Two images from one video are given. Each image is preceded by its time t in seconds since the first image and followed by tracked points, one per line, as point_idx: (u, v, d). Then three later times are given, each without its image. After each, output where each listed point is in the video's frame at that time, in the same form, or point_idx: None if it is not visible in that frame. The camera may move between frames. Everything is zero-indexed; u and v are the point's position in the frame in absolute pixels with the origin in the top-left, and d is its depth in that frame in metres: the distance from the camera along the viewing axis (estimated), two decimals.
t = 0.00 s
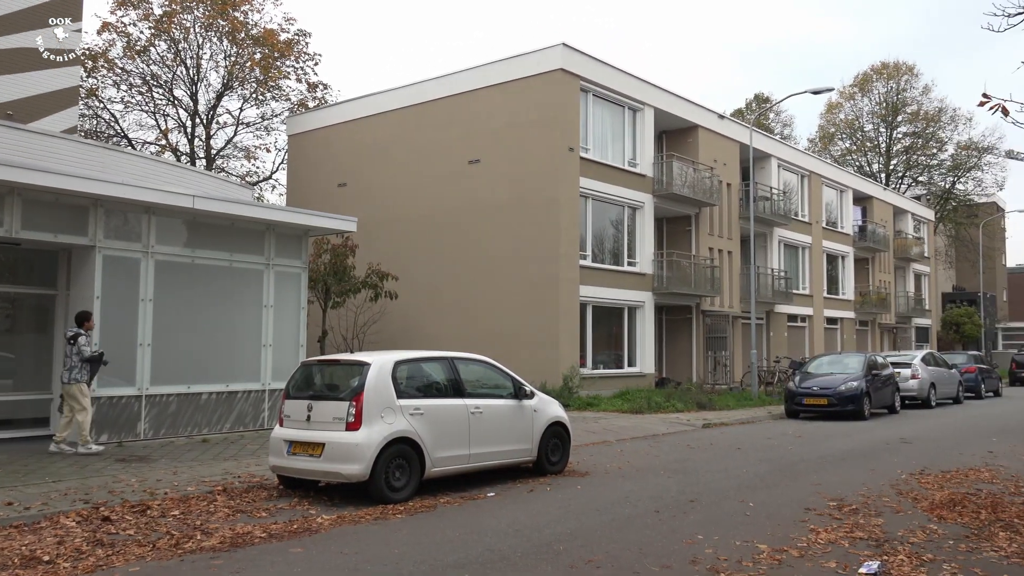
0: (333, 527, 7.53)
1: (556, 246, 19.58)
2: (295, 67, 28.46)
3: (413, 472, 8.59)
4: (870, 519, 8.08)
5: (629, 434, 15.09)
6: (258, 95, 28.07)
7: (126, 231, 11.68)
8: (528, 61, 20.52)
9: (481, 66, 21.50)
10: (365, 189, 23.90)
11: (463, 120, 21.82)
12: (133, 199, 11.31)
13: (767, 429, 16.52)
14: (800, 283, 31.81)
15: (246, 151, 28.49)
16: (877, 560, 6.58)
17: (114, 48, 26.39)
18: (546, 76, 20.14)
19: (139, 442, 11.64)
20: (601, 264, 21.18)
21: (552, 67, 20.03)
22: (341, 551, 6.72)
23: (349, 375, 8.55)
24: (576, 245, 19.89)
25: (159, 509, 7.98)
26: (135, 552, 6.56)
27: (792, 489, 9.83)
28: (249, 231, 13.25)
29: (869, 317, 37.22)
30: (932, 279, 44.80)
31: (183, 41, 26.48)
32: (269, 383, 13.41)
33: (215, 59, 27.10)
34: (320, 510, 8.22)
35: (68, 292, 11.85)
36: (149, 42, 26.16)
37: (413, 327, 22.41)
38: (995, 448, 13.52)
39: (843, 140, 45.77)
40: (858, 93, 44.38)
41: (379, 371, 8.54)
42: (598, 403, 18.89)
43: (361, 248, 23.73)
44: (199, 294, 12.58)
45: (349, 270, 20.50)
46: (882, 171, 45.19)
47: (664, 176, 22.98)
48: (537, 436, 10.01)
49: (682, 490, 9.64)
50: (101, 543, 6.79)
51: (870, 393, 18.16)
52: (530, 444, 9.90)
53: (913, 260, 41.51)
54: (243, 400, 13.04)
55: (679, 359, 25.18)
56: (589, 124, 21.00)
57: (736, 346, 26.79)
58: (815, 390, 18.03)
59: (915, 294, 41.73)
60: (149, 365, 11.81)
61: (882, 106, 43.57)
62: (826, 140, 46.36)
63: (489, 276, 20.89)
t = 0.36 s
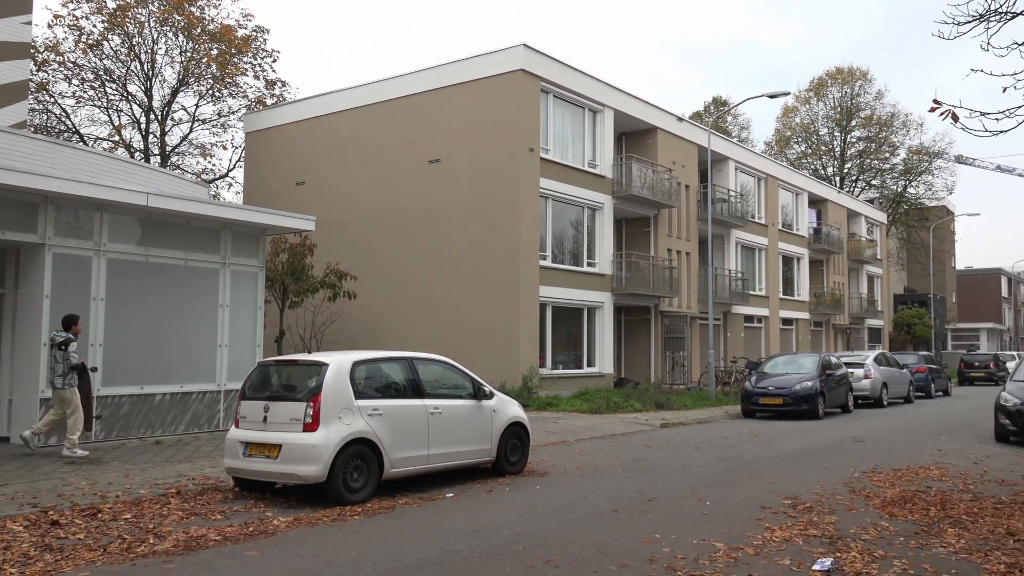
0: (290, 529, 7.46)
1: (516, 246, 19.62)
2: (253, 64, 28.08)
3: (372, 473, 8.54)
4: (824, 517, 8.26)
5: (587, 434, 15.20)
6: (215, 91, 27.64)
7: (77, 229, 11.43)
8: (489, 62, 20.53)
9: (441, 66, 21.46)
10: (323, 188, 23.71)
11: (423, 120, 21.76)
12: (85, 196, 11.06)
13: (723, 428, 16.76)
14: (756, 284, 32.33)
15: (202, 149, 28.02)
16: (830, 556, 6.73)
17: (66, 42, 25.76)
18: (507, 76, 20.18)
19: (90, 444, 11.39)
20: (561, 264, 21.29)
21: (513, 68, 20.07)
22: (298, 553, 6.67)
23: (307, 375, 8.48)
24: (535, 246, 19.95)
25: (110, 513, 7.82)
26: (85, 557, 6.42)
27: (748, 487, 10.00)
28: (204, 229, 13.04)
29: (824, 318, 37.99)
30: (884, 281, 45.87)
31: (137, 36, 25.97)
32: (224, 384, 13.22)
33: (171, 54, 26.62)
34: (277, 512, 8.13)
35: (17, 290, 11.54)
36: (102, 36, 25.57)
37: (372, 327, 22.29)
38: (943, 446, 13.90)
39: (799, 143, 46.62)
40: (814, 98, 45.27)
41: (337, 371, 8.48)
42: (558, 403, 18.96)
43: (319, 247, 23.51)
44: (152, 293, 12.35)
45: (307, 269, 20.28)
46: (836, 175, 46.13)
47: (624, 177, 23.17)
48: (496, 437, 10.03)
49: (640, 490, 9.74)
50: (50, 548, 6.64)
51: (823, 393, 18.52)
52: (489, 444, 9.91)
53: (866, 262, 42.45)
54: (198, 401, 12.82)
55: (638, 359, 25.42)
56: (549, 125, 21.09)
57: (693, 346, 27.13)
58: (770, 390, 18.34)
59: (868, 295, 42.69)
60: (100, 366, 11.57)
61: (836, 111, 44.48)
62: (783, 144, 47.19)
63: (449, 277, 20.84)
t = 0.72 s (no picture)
0: (242, 531, 7.38)
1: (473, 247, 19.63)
2: (206, 59, 27.61)
3: (326, 474, 8.49)
4: (775, 515, 8.43)
5: (543, 433, 15.28)
6: (167, 87, 27.11)
7: (22, 226, 11.13)
8: (446, 61, 20.50)
9: (398, 65, 21.36)
10: (278, 186, 23.43)
11: (379, 118, 21.63)
12: (31, 193, 10.77)
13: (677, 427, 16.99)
14: (710, 284, 32.80)
15: (153, 145, 27.45)
16: (781, 554, 6.88)
17: (11, 34, 25.00)
18: (464, 76, 20.18)
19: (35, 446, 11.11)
20: (517, 264, 21.35)
21: (470, 67, 20.07)
22: (250, 556, 6.59)
23: (260, 375, 8.38)
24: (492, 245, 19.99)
25: (55, 516, 7.64)
26: (30, 562, 6.27)
27: (701, 486, 10.16)
28: (155, 227, 12.79)
29: (775, 318, 38.71)
30: (834, 282, 46.89)
31: (86, 29, 25.33)
32: (176, 384, 12.98)
33: (121, 48, 26.03)
34: (229, 515, 8.03)
35: None
36: (49, 28, 24.88)
37: (327, 327, 22.09)
38: (889, 444, 14.28)
39: (752, 146, 47.41)
40: (767, 101, 46.10)
41: (291, 372, 8.40)
42: (513, 403, 19.00)
43: (273, 245, 23.22)
44: (101, 292, 12.08)
45: (261, 269, 20.00)
46: (788, 178, 47.01)
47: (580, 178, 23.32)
48: (452, 437, 10.04)
49: (595, 489, 9.83)
50: None
51: (775, 392, 18.88)
52: (445, 444, 9.91)
53: (816, 263, 43.38)
54: (148, 402, 12.58)
55: (593, 360, 25.62)
56: (506, 126, 21.13)
57: (648, 346, 27.43)
58: (724, 390, 18.63)
59: (818, 296, 43.61)
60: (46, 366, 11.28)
61: (789, 115, 45.35)
62: (737, 147, 47.95)
63: (405, 276, 20.78)
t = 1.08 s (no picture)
0: (189, 535, 7.26)
1: (426, 247, 19.58)
2: (154, 54, 27.03)
3: (275, 476, 8.40)
4: (724, 513, 8.60)
5: (495, 434, 15.33)
6: (113, 81, 26.46)
7: None
8: (399, 60, 20.41)
9: (351, 62, 21.18)
10: (228, 184, 23.08)
11: (331, 117, 21.45)
12: None
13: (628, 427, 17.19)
14: (662, 286, 33.23)
15: (98, 140, 26.77)
16: (729, 551, 7.03)
17: None
18: (418, 75, 20.12)
19: None
20: (470, 264, 21.35)
21: (424, 66, 20.03)
22: (197, 559, 6.50)
23: (208, 376, 8.26)
24: (445, 245, 19.96)
25: None
26: None
27: (651, 485, 10.31)
28: (99, 225, 12.49)
29: (725, 319, 39.42)
30: (782, 284, 47.89)
31: (28, 20, 24.58)
32: (121, 385, 12.68)
33: (65, 41, 25.32)
34: (175, 518, 7.90)
35: None
36: None
37: (277, 326, 21.83)
38: (833, 443, 14.66)
39: (703, 149, 48.15)
40: (718, 105, 46.88)
41: (240, 372, 8.30)
42: (466, 404, 19.00)
43: (222, 244, 22.86)
44: (42, 291, 11.76)
45: (210, 268, 19.66)
46: (738, 181, 47.87)
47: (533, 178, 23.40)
48: (404, 438, 10.01)
49: (546, 489, 9.90)
50: None
51: (724, 392, 19.22)
52: (397, 445, 9.88)
53: (765, 265, 44.28)
54: (91, 403, 12.28)
55: (546, 360, 25.76)
56: (460, 125, 21.12)
57: (600, 346, 27.68)
58: (674, 390, 18.90)
59: (767, 298, 44.49)
60: None
61: (739, 119, 46.23)
62: (688, 150, 48.65)
63: (357, 276, 20.62)
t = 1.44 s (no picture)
0: (133, 539, 7.12)
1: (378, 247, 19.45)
2: (98, 47, 26.37)
3: (222, 479, 8.27)
4: (673, 512, 8.75)
5: (447, 434, 15.33)
6: (55, 75, 25.73)
7: None
8: (351, 58, 20.27)
9: (302, 59, 20.95)
10: (174, 182, 22.64)
11: (281, 115, 21.19)
12: None
13: (579, 427, 17.34)
14: (613, 287, 33.55)
15: (39, 135, 26.00)
16: (678, 550, 7.15)
17: None
18: (369, 74, 20.01)
19: None
20: (422, 265, 21.29)
21: (376, 65, 19.91)
22: (141, 564, 6.39)
23: (153, 377, 8.12)
24: (397, 245, 19.86)
25: None
26: None
27: (601, 485, 10.42)
28: (40, 222, 12.16)
29: (675, 320, 39.96)
30: (731, 286, 48.75)
31: None
32: (62, 387, 12.35)
33: (4, 32, 24.51)
34: (118, 522, 7.74)
35: None
36: None
37: (225, 327, 21.47)
38: (780, 442, 15.00)
39: (654, 152, 48.74)
40: (669, 108, 47.50)
41: (186, 373, 8.17)
42: (418, 405, 18.93)
43: (168, 243, 22.42)
44: None
45: (155, 267, 19.23)
46: (689, 183, 48.57)
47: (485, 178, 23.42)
48: (354, 439, 9.95)
49: (498, 490, 9.94)
50: None
51: (674, 392, 19.50)
52: (347, 446, 9.82)
53: (715, 267, 45.00)
54: (31, 405, 11.93)
55: (498, 360, 25.81)
56: (413, 125, 21.05)
57: (552, 347, 27.83)
58: (625, 390, 19.11)
59: (716, 299, 45.24)
60: None
61: (690, 122, 46.94)
62: (640, 152, 49.19)
63: (308, 276, 20.40)
